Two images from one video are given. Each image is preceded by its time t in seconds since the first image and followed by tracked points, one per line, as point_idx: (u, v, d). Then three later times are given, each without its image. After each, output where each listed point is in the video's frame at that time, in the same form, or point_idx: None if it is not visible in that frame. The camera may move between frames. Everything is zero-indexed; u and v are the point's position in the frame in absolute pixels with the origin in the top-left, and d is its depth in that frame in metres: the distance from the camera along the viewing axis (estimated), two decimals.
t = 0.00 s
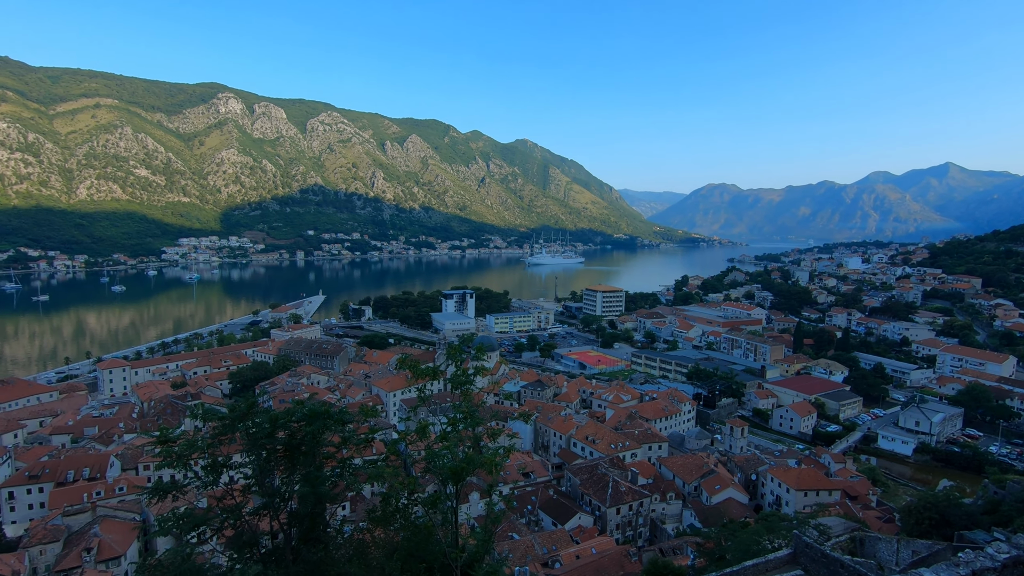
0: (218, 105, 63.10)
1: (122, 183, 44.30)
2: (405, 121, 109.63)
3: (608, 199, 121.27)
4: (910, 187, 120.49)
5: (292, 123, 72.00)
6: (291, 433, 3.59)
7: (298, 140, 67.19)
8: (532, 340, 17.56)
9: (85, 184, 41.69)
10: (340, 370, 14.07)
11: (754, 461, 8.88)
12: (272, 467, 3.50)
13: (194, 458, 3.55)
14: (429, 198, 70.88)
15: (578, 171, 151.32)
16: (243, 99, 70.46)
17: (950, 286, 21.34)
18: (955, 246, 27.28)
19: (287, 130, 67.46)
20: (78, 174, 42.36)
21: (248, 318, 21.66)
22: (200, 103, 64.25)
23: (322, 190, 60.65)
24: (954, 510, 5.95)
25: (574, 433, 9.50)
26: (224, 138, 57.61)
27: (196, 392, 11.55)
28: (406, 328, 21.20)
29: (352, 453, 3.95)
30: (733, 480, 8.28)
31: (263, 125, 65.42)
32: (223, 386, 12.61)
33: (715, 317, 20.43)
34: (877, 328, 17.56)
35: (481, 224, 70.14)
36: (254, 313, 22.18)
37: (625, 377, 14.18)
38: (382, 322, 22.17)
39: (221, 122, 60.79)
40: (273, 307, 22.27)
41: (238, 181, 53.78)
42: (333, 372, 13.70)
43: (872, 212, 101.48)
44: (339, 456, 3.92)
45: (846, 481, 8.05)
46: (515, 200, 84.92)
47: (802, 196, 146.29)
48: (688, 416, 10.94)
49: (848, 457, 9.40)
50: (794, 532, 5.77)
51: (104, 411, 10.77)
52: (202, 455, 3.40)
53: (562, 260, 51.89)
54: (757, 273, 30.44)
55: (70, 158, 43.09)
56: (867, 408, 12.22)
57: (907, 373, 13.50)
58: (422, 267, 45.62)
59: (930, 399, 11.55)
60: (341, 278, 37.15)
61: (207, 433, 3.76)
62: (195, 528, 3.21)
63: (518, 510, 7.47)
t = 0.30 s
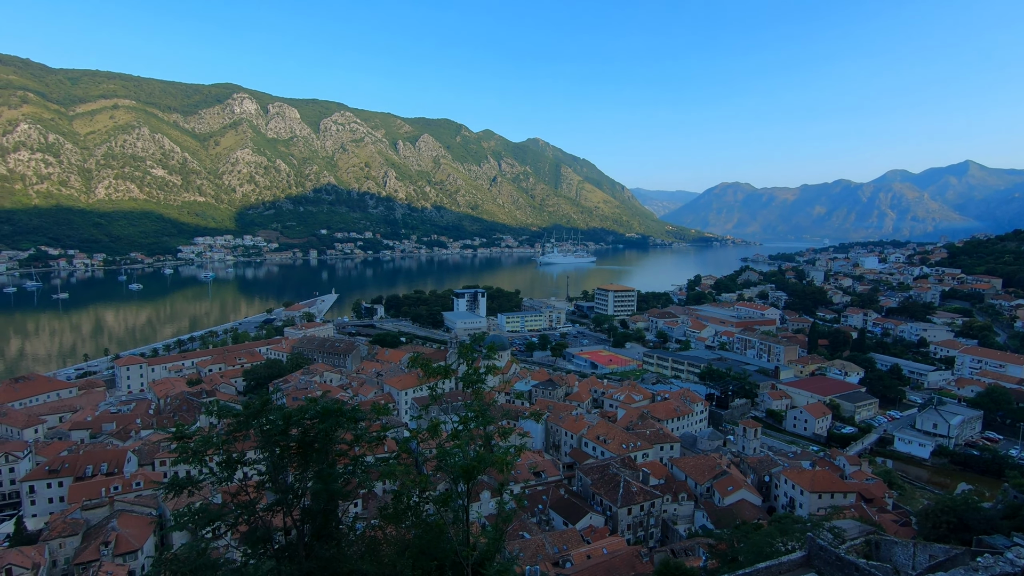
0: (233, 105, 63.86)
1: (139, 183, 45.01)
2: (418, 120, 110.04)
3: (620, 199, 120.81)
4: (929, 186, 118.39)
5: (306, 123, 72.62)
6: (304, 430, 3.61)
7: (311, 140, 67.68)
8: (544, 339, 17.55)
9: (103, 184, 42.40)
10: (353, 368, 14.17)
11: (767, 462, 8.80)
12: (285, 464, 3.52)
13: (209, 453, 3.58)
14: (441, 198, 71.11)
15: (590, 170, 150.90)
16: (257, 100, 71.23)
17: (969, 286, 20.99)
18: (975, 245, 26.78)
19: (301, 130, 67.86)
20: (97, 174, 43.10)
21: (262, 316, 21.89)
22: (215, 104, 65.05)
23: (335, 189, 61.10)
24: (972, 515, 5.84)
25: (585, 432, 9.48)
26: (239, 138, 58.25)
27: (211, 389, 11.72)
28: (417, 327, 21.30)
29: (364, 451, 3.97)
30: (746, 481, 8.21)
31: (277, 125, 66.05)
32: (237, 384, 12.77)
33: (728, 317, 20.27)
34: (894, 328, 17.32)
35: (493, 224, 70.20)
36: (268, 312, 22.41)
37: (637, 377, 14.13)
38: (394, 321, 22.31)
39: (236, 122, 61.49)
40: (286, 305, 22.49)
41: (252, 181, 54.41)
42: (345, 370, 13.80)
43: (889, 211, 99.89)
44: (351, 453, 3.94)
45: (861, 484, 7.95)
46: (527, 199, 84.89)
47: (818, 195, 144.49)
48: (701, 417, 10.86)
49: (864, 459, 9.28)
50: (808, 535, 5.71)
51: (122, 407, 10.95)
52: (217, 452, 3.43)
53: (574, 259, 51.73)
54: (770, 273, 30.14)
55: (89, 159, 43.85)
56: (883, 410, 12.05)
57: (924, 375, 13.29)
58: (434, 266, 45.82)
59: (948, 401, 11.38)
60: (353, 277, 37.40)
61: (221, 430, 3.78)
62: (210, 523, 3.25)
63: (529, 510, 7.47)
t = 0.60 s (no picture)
0: (248, 106, 64.54)
1: (156, 183, 45.65)
2: (430, 120, 110.35)
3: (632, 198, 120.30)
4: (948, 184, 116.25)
5: (319, 123, 73.16)
6: (317, 428, 3.63)
7: (324, 140, 68.12)
8: (555, 338, 17.52)
9: (121, 184, 43.05)
10: (365, 366, 14.26)
11: (781, 464, 8.70)
12: (299, 462, 3.54)
13: (224, 450, 3.61)
14: (453, 197, 71.25)
15: (602, 169, 150.34)
16: (271, 100, 71.92)
17: (990, 287, 20.59)
18: (995, 245, 26.25)
19: (314, 130, 68.39)
20: (115, 174, 43.76)
21: (276, 315, 22.11)
22: (230, 104, 65.75)
23: (348, 188, 61.46)
24: (991, 519, 5.72)
25: (596, 432, 9.45)
26: (253, 138, 58.83)
27: (226, 386, 11.86)
28: (429, 326, 21.37)
29: (377, 449, 3.99)
30: (760, 483, 8.13)
31: (291, 125, 66.60)
32: (251, 381, 12.91)
33: (741, 317, 20.09)
34: (911, 329, 17.07)
35: (504, 223, 70.21)
36: (281, 310, 22.61)
37: (649, 377, 14.07)
38: (406, 320, 22.42)
39: (250, 122, 62.11)
40: (300, 304, 22.70)
41: (266, 180, 54.96)
42: (358, 368, 13.90)
43: (907, 209, 98.23)
44: (363, 451, 3.95)
45: (877, 487, 7.85)
46: (538, 199, 84.78)
47: (833, 194, 142.53)
48: (713, 417, 10.78)
49: (880, 461, 9.16)
50: (822, 538, 5.64)
51: (138, 403, 11.12)
52: (232, 449, 3.46)
53: (586, 259, 51.56)
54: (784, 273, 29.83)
55: (107, 159, 44.54)
56: (899, 412, 11.88)
57: (943, 376, 13.09)
58: (446, 265, 45.93)
59: (967, 403, 11.18)
60: (366, 276, 37.61)
61: (236, 427, 3.82)
62: (226, 518, 3.29)
63: (540, 509, 7.47)
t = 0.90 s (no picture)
0: (263, 105, 65.19)
1: (173, 182, 46.27)
2: (443, 118, 110.53)
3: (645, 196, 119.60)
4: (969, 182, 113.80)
5: (333, 122, 73.67)
6: (331, 424, 3.65)
7: (338, 139, 68.54)
8: (568, 337, 17.47)
9: (139, 183, 43.75)
10: (378, 364, 14.34)
11: (795, 465, 8.61)
12: (313, 457, 3.57)
13: (240, 446, 3.65)
14: (466, 196, 71.34)
15: (614, 167, 149.62)
16: (286, 99, 72.53)
17: (1012, 287, 20.16)
18: (1018, 245, 25.68)
19: (328, 130, 68.88)
20: (133, 173, 44.39)
21: (290, 312, 22.34)
22: (246, 104, 66.42)
23: (362, 187, 61.81)
24: (1012, 523, 5.60)
25: (609, 431, 9.43)
26: (268, 137, 59.40)
27: (241, 383, 12.00)
28: (441, 324, 21.44)
29: (390, 446, 4.00)
30: (774, 484, 8.05)
31: (305, 125, 67.13)
32: (266, 378, 13.05)
33: (755, 316, 19.91)
34: (930, 329, 16.77)
35: (516, 221, 70.15)
36: (295, 308, 22.85)
37: (661, 376, 14.00)
38: (418, 318, 22.51)
39: (265, 122, 62.70)
40: (313, 302, 22.89)
41: (281, 180, 55.48)
42: (370, 366, 13.99)
43: (926, 208, 96.43)
44: (377, 448, 3.97)
45: (894, 489, 7.74)
46: (551, 197, 84.60)
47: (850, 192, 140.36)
48: (727, 418, 10.69)
49: (897, 463, 9.03)
50: (837, 540, 5.57)
51: (156, 399, 11.30)
52: (247, 444, 3.49)
53: (598, 258, 51.37)
54: (800, 272, 29.47)
55: (125, 158, 45.23)
56: (917, 414, 11.70)
57: (962, 378, 12.86)
58: (458, 264, 45.99)
59: (987, 405, 10.98)
60: (379, 274, 37.86)
61: (250, 423, 3.84)
62: (241, 513, 3.34)
63: (552, 508, 7.47)
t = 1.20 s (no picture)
0: (278, 105, 65.85)
1: (190, 181, 46.92)
2: (455, 116, 110.78)
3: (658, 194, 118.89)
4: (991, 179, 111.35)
5: (347, 121, 74.18)
6: (344, 421, 3.67)
7: (352, 138, 68.92)
8: (580, 336, 17.44)
9: (157, 182, 44.39)
10: (391, 361, 14.45)
11: (810, 466, 8.51)
12: (326, 454, 3.59)
13: (255, 442, 3.69)
14: (478, 194, 71.45)
15: (627, 165, 148.89)
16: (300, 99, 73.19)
17: None
18: None
19: (342, 129, 69.36)
20: (151, 173, 45.07)
21: (305, 310, 22.58)
22: (261, 104, 67.13)
23: (375, 186, 62.18)
24: None
25: (621, 430, 9.39)
26: (283, 137, 59.98)
27: (256, 380, 12.15)
28: (454, 322, 21.51)
29: (402, 443, 4.01)
30: (788, 485, 7.96)
31: (319, 124, 67.66)
32: (281, 375, 13.19)
33: (770, 315, 19.70)
34: (950, 329, 16.49)
35: (528, 219, 70.15)
36: (310, 306, 23.08)
37: (674, 376, 13.91)
38: (430, 316, 22.62)
39: (280, 121, 63.33)
40: (328, 300, 23.11)
41: (295, 179, 55.99)
42: (383, 363, 14.08)
43: (946, 205, 94.54)
44: (390, 444, 3.98)
45: (912, 491, 7.62)
46: (563, 195, 84.43)
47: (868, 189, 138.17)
48: (741, 418, 10.60)
49: (915, 465, 8.88)
50: (853, 542, 5.49)
51: (173, 395, 11.47)
52: (262, 441, 3.53)
53: (610, 256, 51.15)
54: (815, 271, 29.09)
55: (143, 158, 45.95)
56: (936, 415, 11.52)
57: (983, 378, 12.64)
58: (471, 262, 46.17)
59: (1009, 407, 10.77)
60: (392, 272, 38.08)
61: (266, 419, 3.88)
62: (257, 508, 3.38)
63: (564, 506, 7.47)
